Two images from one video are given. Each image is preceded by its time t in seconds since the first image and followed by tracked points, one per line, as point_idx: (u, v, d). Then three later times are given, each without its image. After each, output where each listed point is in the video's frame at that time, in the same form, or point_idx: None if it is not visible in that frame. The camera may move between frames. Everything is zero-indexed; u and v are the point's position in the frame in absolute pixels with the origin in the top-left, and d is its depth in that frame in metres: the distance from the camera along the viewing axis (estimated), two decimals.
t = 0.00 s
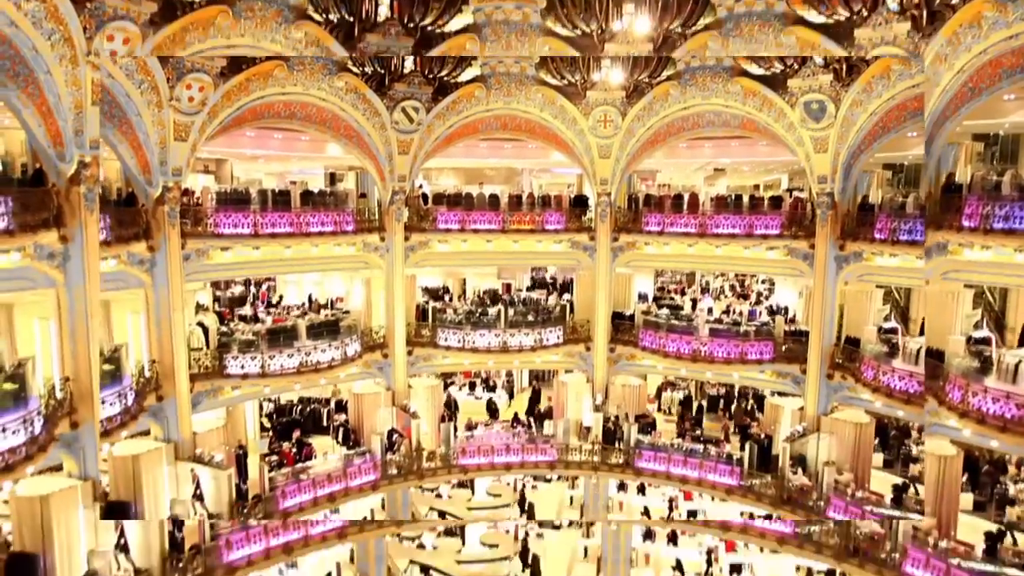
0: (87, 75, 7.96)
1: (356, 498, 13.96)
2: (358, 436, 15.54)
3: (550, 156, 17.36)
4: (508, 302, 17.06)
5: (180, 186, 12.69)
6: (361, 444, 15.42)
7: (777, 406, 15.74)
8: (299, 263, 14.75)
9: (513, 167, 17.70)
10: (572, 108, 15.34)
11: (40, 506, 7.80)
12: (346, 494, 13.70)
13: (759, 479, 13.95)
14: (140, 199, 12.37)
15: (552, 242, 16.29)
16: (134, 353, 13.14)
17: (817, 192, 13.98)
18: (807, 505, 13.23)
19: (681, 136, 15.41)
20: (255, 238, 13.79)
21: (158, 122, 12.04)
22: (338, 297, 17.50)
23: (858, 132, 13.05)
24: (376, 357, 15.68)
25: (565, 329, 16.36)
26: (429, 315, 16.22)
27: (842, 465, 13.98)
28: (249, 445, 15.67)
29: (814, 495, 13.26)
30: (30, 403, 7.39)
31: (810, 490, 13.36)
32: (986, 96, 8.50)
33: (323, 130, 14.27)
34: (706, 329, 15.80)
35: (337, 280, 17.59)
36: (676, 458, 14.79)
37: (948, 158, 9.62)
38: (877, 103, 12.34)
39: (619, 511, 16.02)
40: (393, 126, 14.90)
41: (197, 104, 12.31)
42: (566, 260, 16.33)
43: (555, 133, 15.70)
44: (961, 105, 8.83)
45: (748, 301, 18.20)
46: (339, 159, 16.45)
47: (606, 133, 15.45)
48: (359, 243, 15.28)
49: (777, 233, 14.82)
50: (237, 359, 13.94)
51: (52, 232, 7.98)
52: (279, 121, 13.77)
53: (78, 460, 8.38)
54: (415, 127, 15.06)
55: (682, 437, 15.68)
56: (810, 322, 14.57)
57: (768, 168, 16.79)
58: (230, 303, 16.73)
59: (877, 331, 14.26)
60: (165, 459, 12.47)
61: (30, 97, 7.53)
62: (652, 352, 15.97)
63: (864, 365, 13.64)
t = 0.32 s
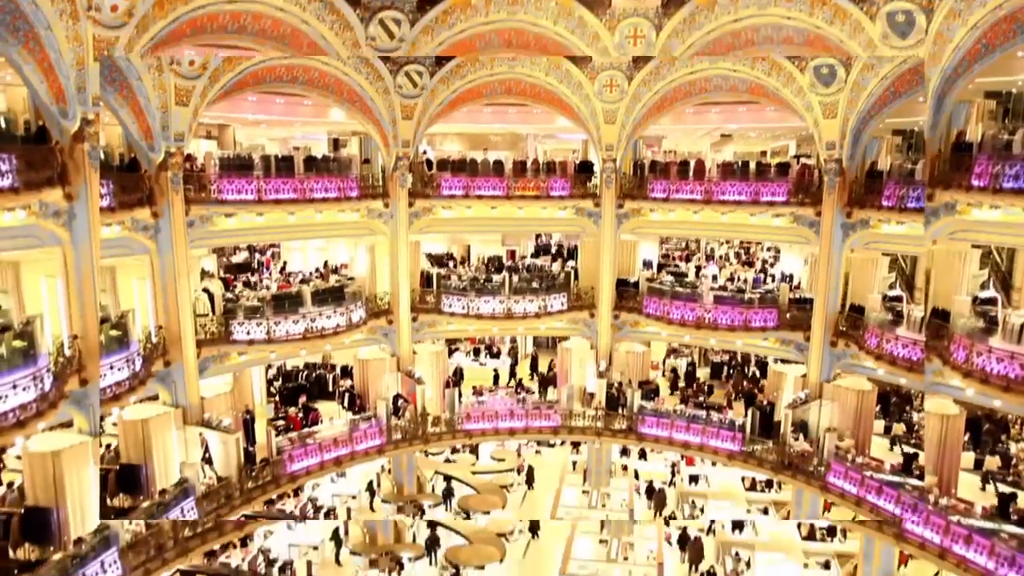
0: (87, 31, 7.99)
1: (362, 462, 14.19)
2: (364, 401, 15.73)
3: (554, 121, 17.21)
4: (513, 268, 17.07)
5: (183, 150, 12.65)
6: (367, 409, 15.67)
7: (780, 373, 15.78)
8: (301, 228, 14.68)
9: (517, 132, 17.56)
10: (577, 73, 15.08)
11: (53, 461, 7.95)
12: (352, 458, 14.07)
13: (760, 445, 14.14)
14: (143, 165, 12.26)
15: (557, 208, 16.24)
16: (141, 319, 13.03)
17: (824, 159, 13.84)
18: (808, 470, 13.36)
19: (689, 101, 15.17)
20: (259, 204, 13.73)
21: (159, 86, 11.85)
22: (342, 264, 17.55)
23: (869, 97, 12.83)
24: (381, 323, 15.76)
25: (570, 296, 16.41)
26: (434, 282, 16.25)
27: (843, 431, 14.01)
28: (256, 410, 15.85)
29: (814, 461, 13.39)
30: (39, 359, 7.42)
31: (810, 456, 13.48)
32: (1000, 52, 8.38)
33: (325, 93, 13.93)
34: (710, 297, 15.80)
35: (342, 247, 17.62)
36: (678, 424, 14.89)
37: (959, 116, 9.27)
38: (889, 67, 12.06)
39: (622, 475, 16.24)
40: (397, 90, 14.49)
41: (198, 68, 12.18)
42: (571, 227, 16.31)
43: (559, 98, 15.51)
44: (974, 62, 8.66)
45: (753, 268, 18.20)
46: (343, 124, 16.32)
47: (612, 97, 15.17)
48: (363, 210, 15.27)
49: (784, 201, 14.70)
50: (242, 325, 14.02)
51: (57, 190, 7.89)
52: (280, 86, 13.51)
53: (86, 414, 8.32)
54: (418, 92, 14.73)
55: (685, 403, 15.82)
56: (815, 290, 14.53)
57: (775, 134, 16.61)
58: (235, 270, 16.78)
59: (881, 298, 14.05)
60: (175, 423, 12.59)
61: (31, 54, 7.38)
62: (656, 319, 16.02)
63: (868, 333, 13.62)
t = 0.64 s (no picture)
0: None
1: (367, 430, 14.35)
2: (368, 370, 15.90)
3: (558, 89, 17.02)
4: (516, 238, 17.04)
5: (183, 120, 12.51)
6: (371, 377, 15.82)
7: (781, 342, 15.83)
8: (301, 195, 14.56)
9: (520, 101, 17.39)
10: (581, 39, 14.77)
11: (60, 422, 8.08)
12: (356, 426, 14.20)
13: (762, 412, 14.16)
14: (143, 134, 12.14)
15: (560, 177, 16.15)
16: (145, 287, 13.14)
17: (830, 126, 13.70)
18: (808, 438, 13.44)
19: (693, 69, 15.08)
20: (261, 173, 13.64)
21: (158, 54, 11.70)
22: (345, 233, 17.56)
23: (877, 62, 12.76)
24: (384, 293, 15.80)
25: (573, 265, 16.42)
26: (437, 251, 16.24)
27: (843, 399, 14.08)
28: (262, 379, 16.08)
29: (816, 429, 13.48)
30: (45, 322, 7.47)
31: (812, 425, 13.57)
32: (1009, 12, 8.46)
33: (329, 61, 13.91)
34: (714, 266, 15.75)
35: (344, 217, 17.61)
36: (681, 393, 14.94)
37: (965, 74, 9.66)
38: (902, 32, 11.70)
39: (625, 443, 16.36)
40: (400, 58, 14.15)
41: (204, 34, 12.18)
42: (574, 195, 16.24)
43: (562, 64, 15.26)
44: (985, 18, 8.76)
45: (756, 237, 18.14)
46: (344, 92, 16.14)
47: (616, 65, 14.81)
48: (365, 178, 15.19)
49: (789, 169, 14.56)
50: (246, 294, 14.06)
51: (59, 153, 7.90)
52: (267, 50, 13.39)
53: (93, 377, 8.34)
54: (420, 59, 14.39)
55: (687, 372, 15.91)
56: (820, 259, 14.45)
57: (781, 101, 16.40)
58: (238, 240, 16.80)
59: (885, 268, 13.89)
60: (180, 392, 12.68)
61: (28, 13, 7.39)
62: (659, 288, 16.04)
63: (871, 303, 13.60)
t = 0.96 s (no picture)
0: None
1: (368, 401, 14.46)
2: (369, 341, 15.98)
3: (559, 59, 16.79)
4: (516, 209, 16.99)
5: (180, 91, 12.36)
6: (372, 348, 15.94)
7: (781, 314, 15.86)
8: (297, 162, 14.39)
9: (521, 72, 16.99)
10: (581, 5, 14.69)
11: (63, 387, 8.18)
12: (358, 397, 14.30)
13: (760, 384, 14.24)
14: (140, 104, 12.04)
15: (561, 148, 16.08)
16: (144, 259, 13.18)
17: (834, 97, 13.55)
18: (806, 409, 13.55)
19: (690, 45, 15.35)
20: (259, 144, 13.49)
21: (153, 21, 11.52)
22: (344, 205, 17.52)
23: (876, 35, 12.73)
24: (385, 264, 15.82)
25: (573, 237, 16.40)
26: (438, 224, 16.21)
27: (843, 371, 14.28)
28: (263, 350, 16.18)
29: (813, 401, 13.57)
30: (46, 287, 7.44)
31: (810, 396, 13.67)
32: None
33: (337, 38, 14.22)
34: (715, 238, 15.65)
35: (344, 189, 17.56)
36: (680, 364, 15.00)
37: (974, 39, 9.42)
38: None
39: (623, 414, 16.49)
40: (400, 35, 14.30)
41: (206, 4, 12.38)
42: (575, 167, 16.17)
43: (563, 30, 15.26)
44: None
45: (758, 210, 18.08)
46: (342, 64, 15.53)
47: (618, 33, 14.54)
48: (365, 149, 15.11)
49: (791, 141, 14.42)
50: (246, 266, 14.06)
51: (55, 117, 7.85)
52: (263, 12, 14.31)
53: (95, 342, 8.40)
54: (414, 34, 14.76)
55: (686, 344, 15.99)
56: (821, 232, 14.42)
57: (786, 72, 16.22)
58: (238, 212, 16.77)
59: (886, 240, 13.85)
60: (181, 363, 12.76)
61: None
62: (660, 260, 16.01)
63: (871, 276, 13.62)
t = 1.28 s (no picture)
0: None
1: (369, 368, 14.55)
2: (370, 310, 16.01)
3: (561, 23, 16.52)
4: (518, 177, 17.04)
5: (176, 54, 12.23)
6: (373, 316, 16.03)
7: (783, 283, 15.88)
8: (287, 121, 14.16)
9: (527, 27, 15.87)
10: None
11: (68, 346, 8.15)
12: (359, 364, 14.40)
13: (760, 353, 14.36)
14: (135, 69, 11.91)
15: (563, 115, 15.90)
16: (144, 228, 13.02)
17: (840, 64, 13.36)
18: (805, 379, 13.65)
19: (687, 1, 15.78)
20: (258, 111, 13.33)
21: None
22: (344, 173, 17.41)
23: None
24: (385, 233, 15.85)
25: (574, 206, 16.37)
26: (438, 192, 16.16)
27: (841, 341, 14.25)
28: (264, 317, 16.26)
29: (812, 370, 13.66)
30: (48, 248, 7.44)
31: (809, 365, 13.74)
32: None
33: None
34: (716, 208, 15.63)
35: (343, 156, 17.44)
36: (680, 333, 15.11)
37: None
38: None
39: (623, 382, 16.65)
40: None
41: None
42: (577, 135, 16.00)
43: None
44: None
45: (761, 180, 17.98)
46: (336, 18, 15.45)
47: None
48: (364, 116, 14.95)
49: (797, 109, 14.20)
50: (247, 233, 14.01)
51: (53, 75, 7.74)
52: None
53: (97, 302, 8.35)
54: None
55: (686, 314, 16.08)
56: (823, 203, 14.38)
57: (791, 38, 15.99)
58: (238, 179, 16.68)
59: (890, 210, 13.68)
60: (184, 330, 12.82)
61: None
62: (661, 230, 15.99)
63: (872, 246, 13.57)
